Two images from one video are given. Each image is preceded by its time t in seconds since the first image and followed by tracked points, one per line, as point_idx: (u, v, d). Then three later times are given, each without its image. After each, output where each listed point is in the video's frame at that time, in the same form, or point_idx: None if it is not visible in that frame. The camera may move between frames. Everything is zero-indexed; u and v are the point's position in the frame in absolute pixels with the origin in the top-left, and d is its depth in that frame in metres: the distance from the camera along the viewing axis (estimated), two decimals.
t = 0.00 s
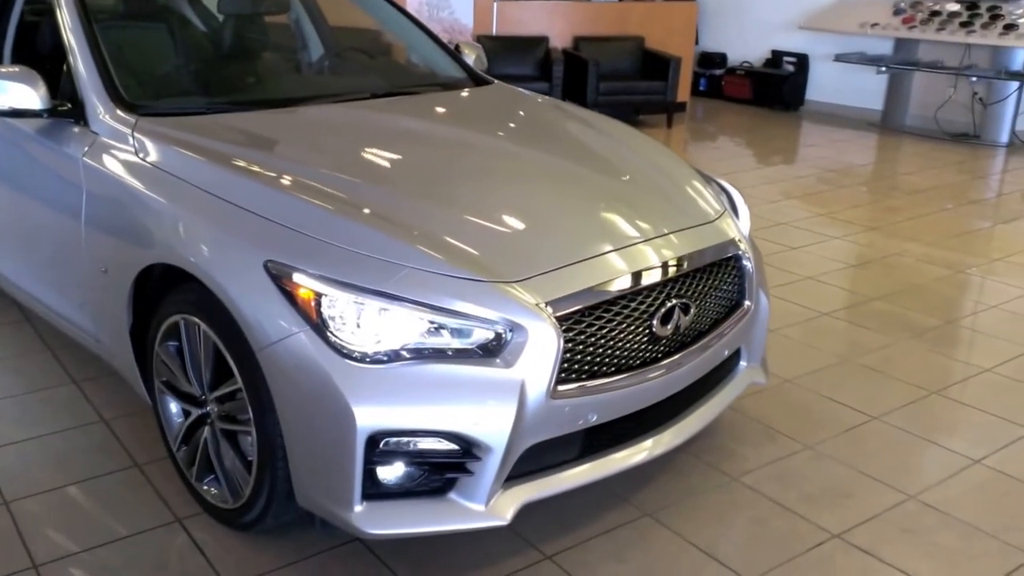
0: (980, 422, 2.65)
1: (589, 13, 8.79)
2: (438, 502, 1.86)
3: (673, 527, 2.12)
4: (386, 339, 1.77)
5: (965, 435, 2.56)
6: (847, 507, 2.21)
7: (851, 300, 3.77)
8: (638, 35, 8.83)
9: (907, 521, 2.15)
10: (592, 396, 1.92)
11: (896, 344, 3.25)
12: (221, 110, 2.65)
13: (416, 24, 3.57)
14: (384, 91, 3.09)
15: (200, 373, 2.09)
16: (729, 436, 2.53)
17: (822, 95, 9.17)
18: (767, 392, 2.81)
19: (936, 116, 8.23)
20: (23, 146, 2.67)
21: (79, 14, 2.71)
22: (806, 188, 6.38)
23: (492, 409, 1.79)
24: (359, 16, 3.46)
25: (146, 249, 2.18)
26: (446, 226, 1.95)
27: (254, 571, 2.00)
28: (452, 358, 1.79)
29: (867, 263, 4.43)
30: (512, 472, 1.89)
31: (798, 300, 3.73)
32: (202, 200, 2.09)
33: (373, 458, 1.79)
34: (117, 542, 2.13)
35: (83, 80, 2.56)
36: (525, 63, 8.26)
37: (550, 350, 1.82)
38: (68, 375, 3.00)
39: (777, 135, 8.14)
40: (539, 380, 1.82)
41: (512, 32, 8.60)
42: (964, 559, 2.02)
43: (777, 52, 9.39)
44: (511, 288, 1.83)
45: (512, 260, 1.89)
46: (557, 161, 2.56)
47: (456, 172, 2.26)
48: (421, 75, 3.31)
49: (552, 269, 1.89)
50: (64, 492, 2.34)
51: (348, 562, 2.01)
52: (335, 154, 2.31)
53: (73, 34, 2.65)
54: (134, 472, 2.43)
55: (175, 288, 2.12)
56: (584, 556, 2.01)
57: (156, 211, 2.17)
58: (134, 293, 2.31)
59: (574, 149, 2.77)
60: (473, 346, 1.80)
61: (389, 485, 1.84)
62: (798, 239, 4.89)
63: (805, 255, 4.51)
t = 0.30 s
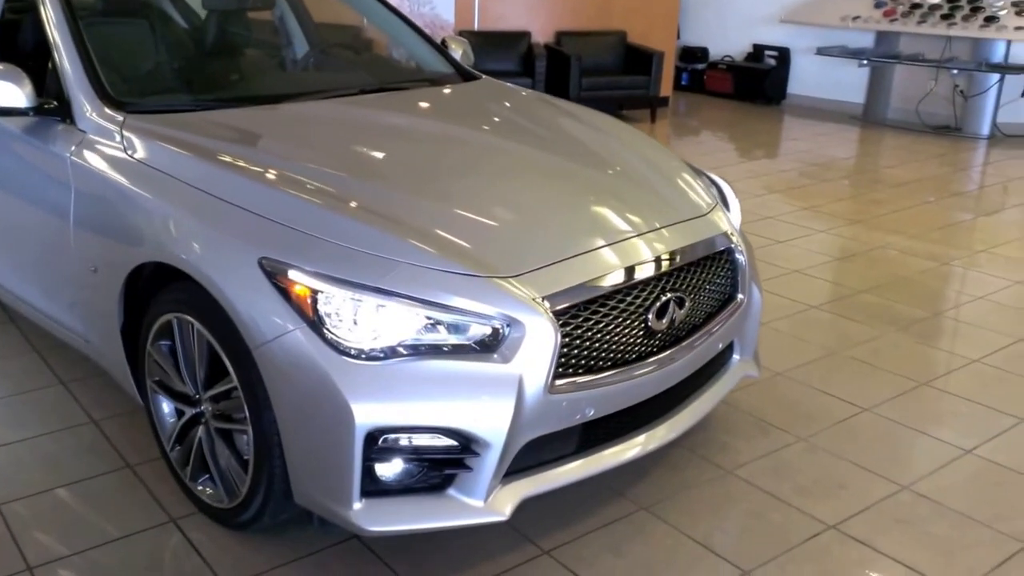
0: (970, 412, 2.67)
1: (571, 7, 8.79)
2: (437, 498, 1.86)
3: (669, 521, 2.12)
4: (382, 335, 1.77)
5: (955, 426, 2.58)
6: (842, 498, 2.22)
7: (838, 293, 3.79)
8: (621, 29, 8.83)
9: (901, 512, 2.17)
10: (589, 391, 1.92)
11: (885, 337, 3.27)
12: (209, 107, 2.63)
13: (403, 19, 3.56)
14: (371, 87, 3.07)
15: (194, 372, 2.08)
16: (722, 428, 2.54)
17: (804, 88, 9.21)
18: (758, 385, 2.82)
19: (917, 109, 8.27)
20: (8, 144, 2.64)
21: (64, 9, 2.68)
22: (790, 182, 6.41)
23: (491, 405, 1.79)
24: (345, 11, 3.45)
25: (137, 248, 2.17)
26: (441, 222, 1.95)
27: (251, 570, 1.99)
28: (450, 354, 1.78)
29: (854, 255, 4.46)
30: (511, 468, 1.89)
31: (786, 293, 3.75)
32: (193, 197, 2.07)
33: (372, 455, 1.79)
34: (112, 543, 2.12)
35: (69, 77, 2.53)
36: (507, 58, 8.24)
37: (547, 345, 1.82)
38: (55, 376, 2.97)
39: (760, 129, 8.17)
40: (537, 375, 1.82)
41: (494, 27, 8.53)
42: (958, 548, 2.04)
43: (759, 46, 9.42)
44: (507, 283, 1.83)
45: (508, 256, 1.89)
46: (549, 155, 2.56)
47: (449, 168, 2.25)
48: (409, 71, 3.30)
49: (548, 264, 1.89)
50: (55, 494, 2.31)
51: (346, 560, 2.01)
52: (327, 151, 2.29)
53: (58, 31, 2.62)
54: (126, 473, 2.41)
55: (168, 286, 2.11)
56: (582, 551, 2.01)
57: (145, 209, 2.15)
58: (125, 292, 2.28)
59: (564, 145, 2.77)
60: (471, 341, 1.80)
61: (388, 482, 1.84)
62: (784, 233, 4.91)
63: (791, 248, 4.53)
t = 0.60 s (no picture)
0: (965, 403, 2.68)
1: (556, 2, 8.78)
2: (439, 495, 1.85)
3: (670, 515, 2.12)
4: (381, 332, 1.76)
5: (951, 417, 2.59)
6: (841, 490, 2.23)
7: (830, 286, 3.80)
8: (607, 24, 8.83)
9: (900, 503, 2.17)
10: (590, 386, 1.91)
11: (878, 329, 3.28)
12: (200, 104, 2.61)
13: (392, 14, 3.54)
14: (362, 82, 3.05)
15: (190, 372, 2.07)
16: (720, 422, 2.54)
17: (789, 82, 9.23)
18: (754, 378, 2.82)
19: (903, 102, 8.30)
20: None
21: (50, 6, 2.65)
22: (778, 176, 6.42)
23: (491, 400, 1.78)
24: (333, 7, 3.42)
25: (130, 247, 2.14)
26: (438, 218, 1.94)
27: (252, 570, 1.98)
28: (449, 351, 1.77)
29: (844, 248, 4.47)
30: (513, 464, 1.88)
31: (778, 286, 3.76)
32: (186, 195, 2.05)
33: (374, 453, 1.78)
34: (109, 545, 2.10)
35: (57, 76, 2.50)
36: (492, 53, 8.22)
37: (547, 341, 1.81)
38: (46, 378, 2.94)
39: (747, 123, 8.19)
40: (537, 371, 1.81)
41: (480, 22, 8.51)
42: (958, 538, 2.05)
43: (744, 40, 9.44)
44: (506, 278, 1.82)
45: (506, 251, 1.88)
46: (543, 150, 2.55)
47: (444, 163, 2.24)
48: (399, 67, 3.28)
49: (546, 259, 1.88)
50: (50, 496, 2.29)
51: (348, 559, 2.00)
52: (322, 148, 2.28)
53: (44, 28, 2.59)
54: (122, 475, 2.39)
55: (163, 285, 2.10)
56: (584, 546, 2.01)
57: (138, 208, 2.13)
58: (118, 292, 2.26)
59: (558, 139, 2.76)
60: (470, 338, 1.79)
61: (390, 480, 1.83)
62: (774, 226, 4.92)
63: (782, 242, 4.54)
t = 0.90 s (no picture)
0: (965, 395, 2.69)
1: None
2: (446, 495, 1.83)
3: (675, 512, 2.11)
4: (384, 331, 1.74)
5: (952, 410, 2.59)
6: (844, 484, 2.22)
7: (826, 279, 3.80)
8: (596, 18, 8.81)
9: (904, 496, 2.17)
10: (595, 383, 1.90)
11: (876, 322, 3.28)
12: (195, 100, 2.58)
13: (385, 9, 3.52)
14: (357, 77, 3.03)
15: (190, 372, 2.05)
16: (721, 417, 2.53)
17: (779, 74, 9.24)
18: (754, 372, 2.82)
19: (892, 94, 8.30)
20: None
21: (41, 2, 2.62)
22: (769, 169, 6.43)
23: (496, 398, 1.76)
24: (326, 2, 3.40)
25: (127, 246, 2.12)
26: (440, 214, 1.92)
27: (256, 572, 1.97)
28: (453, 348, 1.75)
29: (838, 241, 4.47)
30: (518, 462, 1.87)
31: (775, 280, 3.76)
32: (183, 192, 2.03)
33: (379, 453, 1.76)
34: (110, 548, 2.10)
35: (49, 73, 2.47)
36: (482, 48, 8.20)
37: (551, 338, 1.79)
38: (41, 379, 2.92)
39: (737, 116, 8.19)
40: (542, 367, 1.79)
41: (469, 17, 8.47)
42: (962, 532, 2.05)
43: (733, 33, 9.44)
44: (510, 274, 1.80)
45: (509, 247, 1.86)
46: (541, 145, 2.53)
47: (443, 158, 2.22)
48: (394, 61, 3.26)
49: (548, 254, 1.86)
50: (50, 499, 2.29)
51: (353, 560, 1.98)
52: (319, 144, 2.25)
53: (35, 25, 2.56)
54: (122, 477, 2.38)
55: (162, 283, 2.08)
56: (589, 544, 2.00)
57: (133, 206, 2.11)
58: (115, 292, 2.23)
59: (556, 134, 2.74)
60: (473, 335, 1.77)
61: (396, 480, 1.82)
62: (768, 220, 4.93)
63: (776, 235, 4.54)
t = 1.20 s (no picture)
0: (970, 388, 2.68)
1: None
2: (455, 495, 1.81)
3: (685, 509, 2.10)
4: (390, 330, 1.71)
5: (958, 403, 2.58)
6: (854, 480, 2.21)
7: (827, 272, 3.79)
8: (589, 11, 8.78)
9: (914, 491, 2.16)
10: (602, 381, 1.88)
11: (878, 314, 3.27)
12: (195, 96, 2.55)
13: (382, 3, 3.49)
14: (356, 72, 3.00)
15: (193, 373, 2.03)
16: (727, 412, 2.52)
17: (771, 66, 9.22)
18: (759, 367, 2.81)
19: (885, 85, 8.28)
20: None
21: None
22: (764, 161, 6.42)
23: (504, 397, 1.73)
24: None
25: (127, 245, 2.09)
26: (445, 210, 1.89)
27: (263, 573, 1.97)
28: (458, 347, 1.72)
29: (837, 233, 4.47)
30: (527, 462, 1.85)
31: (775, 273, 3.75)
32: (185, 190, 2.00)
33: (387, 454, 1.74)
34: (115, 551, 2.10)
35: (48, 70, 2.44)
36: (475, 42, 8.17)
37: (558, 336, 1.77)
38: (41, 379, 2.90)
39: (730, 109, 8.18)
40: (549, 364, 1.77)
41: (462, 11, 8.41)
42: (972, 527, 2.04)
43: (725, 25, 9.42)
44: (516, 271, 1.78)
45: (515, 243, 1.83)
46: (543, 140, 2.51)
47: (446, 154, 2.20)
48: (392, 56, 3.23)
49: (555, 250, 1.84)
50: (52, 502, 2.30)
51: (361, 563, 1.97)
52: (320, 139, 2.23)
53: (32, 21, 2.53)
54: (124, 479, 2.39)
55: (163, 283, 2.05)
56: (598, 543, 1.99)
57: (133, 205, 2.08)
58: (116, 292, 2.20)
59: (558, 128, 2.72)
60: (479, 333, 1.74)
61: (404, 481, 1.80)
62: (765, 213, 4.92)
63: (774, 228, 4.54)
